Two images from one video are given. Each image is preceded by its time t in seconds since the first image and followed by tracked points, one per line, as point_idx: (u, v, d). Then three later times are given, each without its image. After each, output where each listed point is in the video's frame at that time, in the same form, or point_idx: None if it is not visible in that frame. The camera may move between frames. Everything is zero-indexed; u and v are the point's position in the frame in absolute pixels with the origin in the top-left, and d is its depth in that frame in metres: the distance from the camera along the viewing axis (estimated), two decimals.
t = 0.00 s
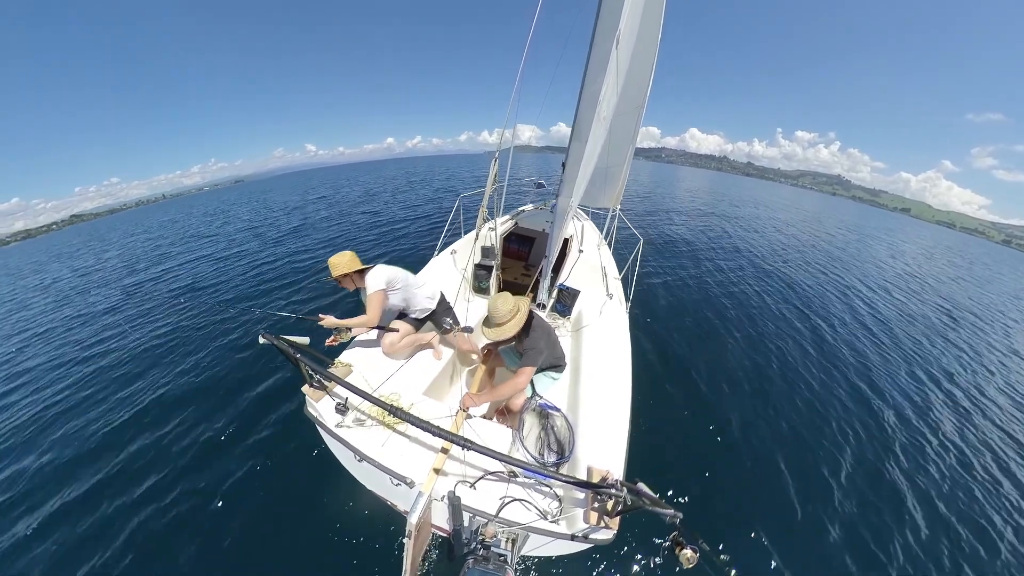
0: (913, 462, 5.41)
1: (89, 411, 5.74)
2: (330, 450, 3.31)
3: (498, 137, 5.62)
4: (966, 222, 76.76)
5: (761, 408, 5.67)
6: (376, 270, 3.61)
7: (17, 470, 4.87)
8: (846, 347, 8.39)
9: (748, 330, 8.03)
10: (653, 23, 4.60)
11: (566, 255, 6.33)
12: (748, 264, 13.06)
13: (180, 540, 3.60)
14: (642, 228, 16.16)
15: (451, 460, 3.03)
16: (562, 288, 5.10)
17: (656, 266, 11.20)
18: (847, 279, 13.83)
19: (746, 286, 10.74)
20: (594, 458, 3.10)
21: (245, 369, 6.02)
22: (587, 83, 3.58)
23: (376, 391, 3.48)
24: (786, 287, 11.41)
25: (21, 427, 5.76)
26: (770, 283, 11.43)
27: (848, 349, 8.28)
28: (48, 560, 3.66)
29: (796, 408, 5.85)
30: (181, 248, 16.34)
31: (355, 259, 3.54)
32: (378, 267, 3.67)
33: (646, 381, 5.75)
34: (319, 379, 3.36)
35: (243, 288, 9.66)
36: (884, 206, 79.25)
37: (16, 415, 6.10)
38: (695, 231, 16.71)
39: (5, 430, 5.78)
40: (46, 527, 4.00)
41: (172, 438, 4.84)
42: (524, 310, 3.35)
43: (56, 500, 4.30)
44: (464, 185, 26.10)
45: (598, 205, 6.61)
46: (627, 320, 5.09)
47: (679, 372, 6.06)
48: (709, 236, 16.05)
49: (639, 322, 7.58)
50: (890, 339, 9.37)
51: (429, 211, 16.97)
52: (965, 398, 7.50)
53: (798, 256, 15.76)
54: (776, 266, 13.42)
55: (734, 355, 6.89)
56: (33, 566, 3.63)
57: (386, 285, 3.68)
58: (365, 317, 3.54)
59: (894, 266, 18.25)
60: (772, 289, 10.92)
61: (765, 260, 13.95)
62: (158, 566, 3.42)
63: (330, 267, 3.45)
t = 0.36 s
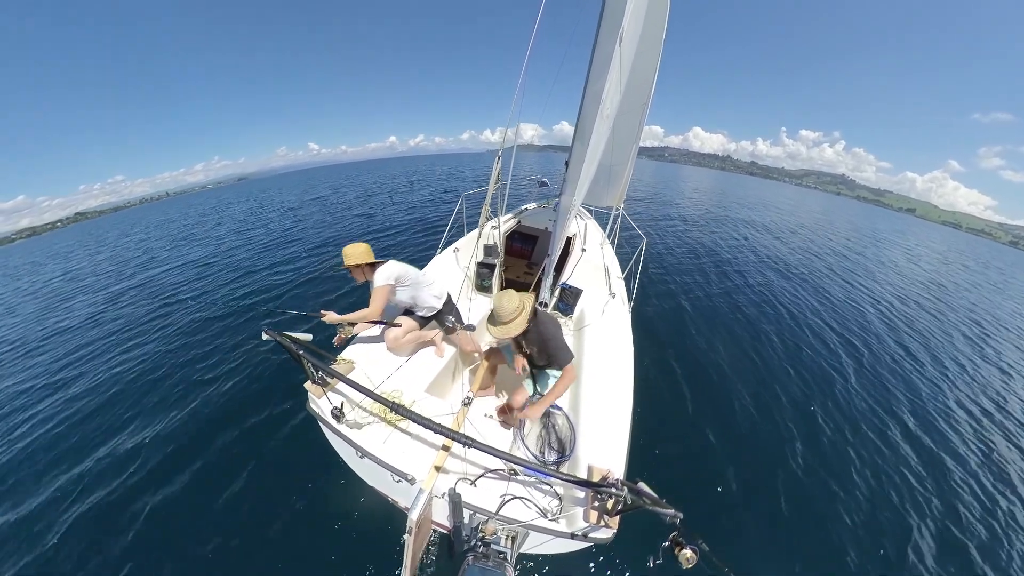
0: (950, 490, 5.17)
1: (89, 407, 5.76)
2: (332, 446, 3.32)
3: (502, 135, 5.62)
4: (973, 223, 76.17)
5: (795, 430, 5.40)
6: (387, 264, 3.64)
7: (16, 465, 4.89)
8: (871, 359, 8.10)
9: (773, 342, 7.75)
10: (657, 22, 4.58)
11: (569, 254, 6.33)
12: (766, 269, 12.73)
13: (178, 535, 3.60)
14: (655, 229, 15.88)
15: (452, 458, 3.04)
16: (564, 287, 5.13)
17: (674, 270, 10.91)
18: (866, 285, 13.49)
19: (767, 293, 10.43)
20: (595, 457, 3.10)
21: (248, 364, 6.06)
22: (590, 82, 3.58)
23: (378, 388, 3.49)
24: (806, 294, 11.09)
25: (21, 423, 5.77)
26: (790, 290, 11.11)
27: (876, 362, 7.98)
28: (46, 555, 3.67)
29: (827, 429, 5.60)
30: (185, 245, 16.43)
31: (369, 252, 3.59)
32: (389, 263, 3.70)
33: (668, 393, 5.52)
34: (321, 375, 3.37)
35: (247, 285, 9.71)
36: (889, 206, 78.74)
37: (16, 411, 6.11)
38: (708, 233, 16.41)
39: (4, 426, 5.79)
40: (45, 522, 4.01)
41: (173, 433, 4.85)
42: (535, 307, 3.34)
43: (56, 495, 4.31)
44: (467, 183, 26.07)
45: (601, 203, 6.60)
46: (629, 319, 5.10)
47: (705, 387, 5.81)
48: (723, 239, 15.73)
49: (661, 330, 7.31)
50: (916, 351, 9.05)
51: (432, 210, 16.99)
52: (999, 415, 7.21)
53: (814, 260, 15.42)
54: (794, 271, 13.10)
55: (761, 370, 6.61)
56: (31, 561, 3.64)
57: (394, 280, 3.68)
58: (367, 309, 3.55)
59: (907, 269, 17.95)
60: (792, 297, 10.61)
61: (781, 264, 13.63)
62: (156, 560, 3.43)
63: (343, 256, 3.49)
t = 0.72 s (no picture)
0: (989, 523, 4.88)
1: (91, 402, 5.77)
2: (335, 441, 3.35)
3: (505, 131, 5.62)
4: (979, 224, 75.67)
5: (825, 455, 5.10)
6: (398, 262, 3.62)
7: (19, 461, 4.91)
8: (897, 374, 7.77)
9: (796, 356, 7.41)
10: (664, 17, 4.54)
11: (572, 251, 6.34)
12: (783, 275, 12.38)
13: (179, 530, 3.62)
14: (666, 230, 15.54)
15: (454, 454, 3.06)
16: (567, 284, 5.14)
17: (690, 275, 10.56)
18: (883, 293, 13.14)
19: (786, 302, 10.07)
20: (596, 454, 3.12)
21: (252, 360, 6.09)
22: (595, 77, 3.57)
23: (381, 384, 3.51)
24: (824, 303, 10.75)
25: (24, 419, 5.81)
26: (808, 298, 10.76)
27: (902, 378, 7.64)
28: (48, 550, 3.69)
29: (859, 454, 5.30)
30: (190, 242, 16.53)
31: (384, 246, 3.54)
32: (402, 260, 3.68)
33: (687, 407, 5.28)
34: (325, 371, 3.39)
35: (251, 281, 9.77)
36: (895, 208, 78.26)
37: (19, 407, 6.15)
38: (720, 236, 16.09)
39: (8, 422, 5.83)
40: (47, 517, 4.04)
41: (174, 429, 4.87)
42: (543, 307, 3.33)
43: (58, 490, 4.34)
44: (471, 181, 26.09)
45: (604, 200, 6.58)
46: (631, 317, 5.10)
47: (729, 404, 5.53)
48: (736, 243, 15.37)
49: (680, 339, 7.01)
50: (943, 366, 8.69)
51: (435, 207, 17.01)
52: None
53: (828, 266, 15.07)
54: (810, 278, 12.74)
55: (786, 388, 6.29)
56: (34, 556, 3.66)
57: (404, 279, 3.67)
58: (376, 306, 3.58)
59: (917, 275, 17.69)
60: (811, 306, 10.25)
61: (796, 271, 13.27)
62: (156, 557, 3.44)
63: (357, 245, 3.45)
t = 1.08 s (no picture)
0: None
1: (91, 401, 5.77)
2: (337, 438, 3.37)
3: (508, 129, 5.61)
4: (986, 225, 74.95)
5: (876, 500, 4.65)
6: (394, 259, 3.62)
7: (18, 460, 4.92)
8: (936, 399, 7.25)
9: (832, 379, 6.93)
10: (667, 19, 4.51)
11: (574, 250, 6.34)
12: (805, 284, 11.85)
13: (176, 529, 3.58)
14: (680, 233, 15.06)
15: (455, 452, 3.07)
16: (568, 283, 5.15)
17: (712, 284, 10.04)
18: (907, 301, 12.63)
19: (813, 316, 9.54)
20: (596, 454, 3.13)
21: (254, 356, 6.11)
22: (598, 76, 3.55)
23: (383, 381, 3.52)
24: (851, 314, 10.25)
25: (24, 418, 5.80)
26: (835, 310, 10.25)
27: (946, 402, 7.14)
28: (45, 549, 3.68)
29: (906, 499, 4.83)
30: (193, 240, 16.59)
31: (378, 243, 3.50)
32: (398, 257, 3.67)
33: (718, 436, 4.88)
34: (327, 368, 3.41)
35: (254, 279, 9.80)
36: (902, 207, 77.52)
37: (19, 406, 6.15)
38: (736, 240, 15.57)
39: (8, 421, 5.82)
40: (44, 516, 4.03)
41: (171, 428, 4.84)
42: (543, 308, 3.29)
43: (56, 489, 4.33)
44: (473, 179, 26.07)
45: (607, 200, 6.56)
46: (633, 316, 5.09)
47: (765, 436, 5.09)
48: (753, 248, 14.85)
49: (707, 357, 6.55)
50: (983, 385, 8.20)
51: (437, 205, 17.03)
52: None
53: (849, 272, 14.54)
54: (832, 286, 12.24)
55: (826, 417, 5.83)
56: (31, 555, 3.65)
57: (402, 277, 3.68)
58: (381, 306, 3.66)
59: (934, 279, 17.25)
60: (840, 319, 9.73)
61: (818, 278, 12.76)
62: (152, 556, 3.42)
63: (350, 241, 3.42)
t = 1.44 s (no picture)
0: None
1: (88, 398, 5.75)
2: (337, 435, 3.38)
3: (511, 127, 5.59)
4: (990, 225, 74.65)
5: (945, 562, 4.19)
6: (382, 252, 3.73)
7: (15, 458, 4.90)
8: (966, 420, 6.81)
9: (868, 404, 6.47)
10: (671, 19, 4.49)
11: (575, 250, 6.33)
12: (831, 295, 11.32)
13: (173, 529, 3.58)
14: (694, 236, 14.58)
15: (454, 450, 3.08)
16: (569, 283, 5.15)
17: (736, 296, 9.52)
18: (927, 310, 12.17)
19: (845, 331, 9.03)
20: (596, 454, 3.13)
21: (255, 354, 6.13)
22: (602, 74, 3.54)
23: (383, 379, 3.54)
24: (882, 328, 9.73)
25: (26, 412, 5.82)
26: (864, 324, 9.74)
27: (1000, 432, 6.62)
28: (42, 547, 3.67)
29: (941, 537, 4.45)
30: (195, 237, 16.63)
31: (361, 237, 3.54)
32: (384, 250, 3.76)
33: (765, 480, 4.43)
34: (327, 365, 3.42)
35: (255, 276, 9.82)
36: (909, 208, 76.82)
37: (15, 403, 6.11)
38: (753, 245, 15.03)
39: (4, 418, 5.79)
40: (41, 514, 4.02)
41: (170, 425, 4.83)
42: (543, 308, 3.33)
43: (54, 486, 4.32)
44: (475, 178, 26.07)
45: (608, 199, 6.55)
46: (634, 317, 5.08)
47: (816, 482, 4.62)
48: (771, 254, 14.33)
49: (742, 382, 6.06)
50: None
51: (439, 203, 17.03)
52: None
53: (871, 279, 14.03)
54: (858, 296, 11.72)
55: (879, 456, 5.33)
56: (28, 553, 3.64)
57: (392, 269, 3.80)
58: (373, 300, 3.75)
59: (952, 284, 16.78)
60: (874, 335, 9.19)
61: (841, 288, 12.26)
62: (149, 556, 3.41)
63: (335, 239, 3.46)
